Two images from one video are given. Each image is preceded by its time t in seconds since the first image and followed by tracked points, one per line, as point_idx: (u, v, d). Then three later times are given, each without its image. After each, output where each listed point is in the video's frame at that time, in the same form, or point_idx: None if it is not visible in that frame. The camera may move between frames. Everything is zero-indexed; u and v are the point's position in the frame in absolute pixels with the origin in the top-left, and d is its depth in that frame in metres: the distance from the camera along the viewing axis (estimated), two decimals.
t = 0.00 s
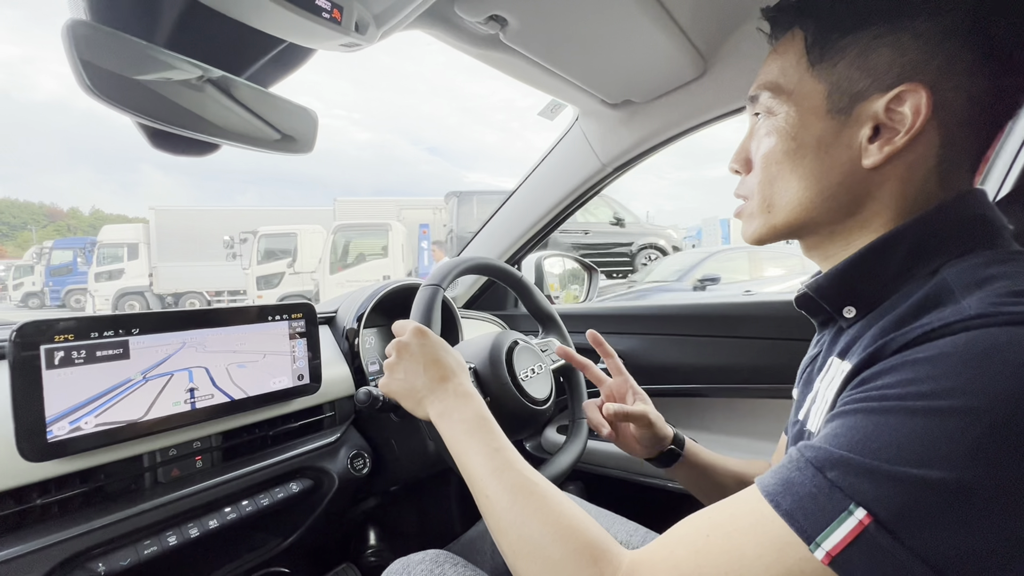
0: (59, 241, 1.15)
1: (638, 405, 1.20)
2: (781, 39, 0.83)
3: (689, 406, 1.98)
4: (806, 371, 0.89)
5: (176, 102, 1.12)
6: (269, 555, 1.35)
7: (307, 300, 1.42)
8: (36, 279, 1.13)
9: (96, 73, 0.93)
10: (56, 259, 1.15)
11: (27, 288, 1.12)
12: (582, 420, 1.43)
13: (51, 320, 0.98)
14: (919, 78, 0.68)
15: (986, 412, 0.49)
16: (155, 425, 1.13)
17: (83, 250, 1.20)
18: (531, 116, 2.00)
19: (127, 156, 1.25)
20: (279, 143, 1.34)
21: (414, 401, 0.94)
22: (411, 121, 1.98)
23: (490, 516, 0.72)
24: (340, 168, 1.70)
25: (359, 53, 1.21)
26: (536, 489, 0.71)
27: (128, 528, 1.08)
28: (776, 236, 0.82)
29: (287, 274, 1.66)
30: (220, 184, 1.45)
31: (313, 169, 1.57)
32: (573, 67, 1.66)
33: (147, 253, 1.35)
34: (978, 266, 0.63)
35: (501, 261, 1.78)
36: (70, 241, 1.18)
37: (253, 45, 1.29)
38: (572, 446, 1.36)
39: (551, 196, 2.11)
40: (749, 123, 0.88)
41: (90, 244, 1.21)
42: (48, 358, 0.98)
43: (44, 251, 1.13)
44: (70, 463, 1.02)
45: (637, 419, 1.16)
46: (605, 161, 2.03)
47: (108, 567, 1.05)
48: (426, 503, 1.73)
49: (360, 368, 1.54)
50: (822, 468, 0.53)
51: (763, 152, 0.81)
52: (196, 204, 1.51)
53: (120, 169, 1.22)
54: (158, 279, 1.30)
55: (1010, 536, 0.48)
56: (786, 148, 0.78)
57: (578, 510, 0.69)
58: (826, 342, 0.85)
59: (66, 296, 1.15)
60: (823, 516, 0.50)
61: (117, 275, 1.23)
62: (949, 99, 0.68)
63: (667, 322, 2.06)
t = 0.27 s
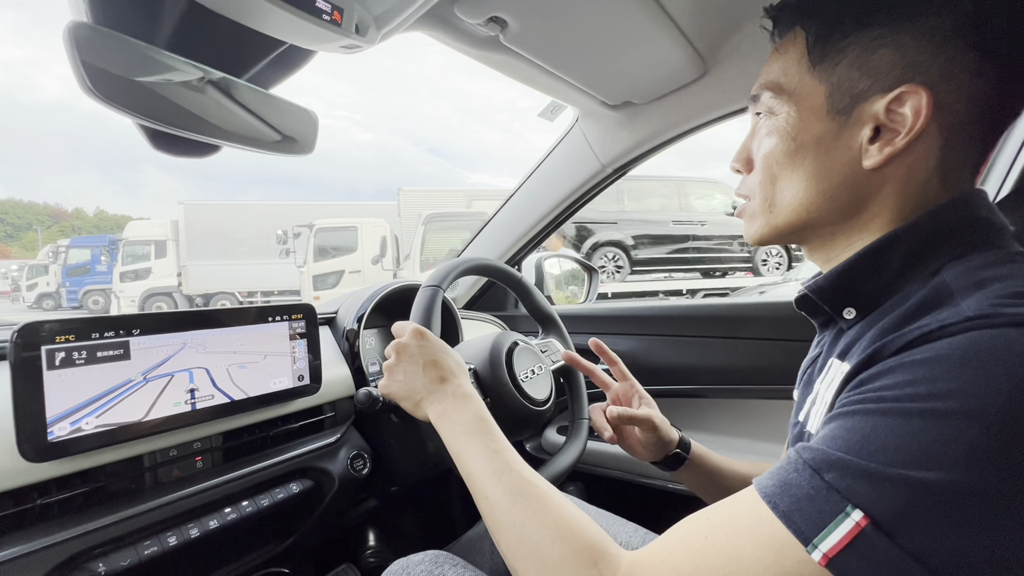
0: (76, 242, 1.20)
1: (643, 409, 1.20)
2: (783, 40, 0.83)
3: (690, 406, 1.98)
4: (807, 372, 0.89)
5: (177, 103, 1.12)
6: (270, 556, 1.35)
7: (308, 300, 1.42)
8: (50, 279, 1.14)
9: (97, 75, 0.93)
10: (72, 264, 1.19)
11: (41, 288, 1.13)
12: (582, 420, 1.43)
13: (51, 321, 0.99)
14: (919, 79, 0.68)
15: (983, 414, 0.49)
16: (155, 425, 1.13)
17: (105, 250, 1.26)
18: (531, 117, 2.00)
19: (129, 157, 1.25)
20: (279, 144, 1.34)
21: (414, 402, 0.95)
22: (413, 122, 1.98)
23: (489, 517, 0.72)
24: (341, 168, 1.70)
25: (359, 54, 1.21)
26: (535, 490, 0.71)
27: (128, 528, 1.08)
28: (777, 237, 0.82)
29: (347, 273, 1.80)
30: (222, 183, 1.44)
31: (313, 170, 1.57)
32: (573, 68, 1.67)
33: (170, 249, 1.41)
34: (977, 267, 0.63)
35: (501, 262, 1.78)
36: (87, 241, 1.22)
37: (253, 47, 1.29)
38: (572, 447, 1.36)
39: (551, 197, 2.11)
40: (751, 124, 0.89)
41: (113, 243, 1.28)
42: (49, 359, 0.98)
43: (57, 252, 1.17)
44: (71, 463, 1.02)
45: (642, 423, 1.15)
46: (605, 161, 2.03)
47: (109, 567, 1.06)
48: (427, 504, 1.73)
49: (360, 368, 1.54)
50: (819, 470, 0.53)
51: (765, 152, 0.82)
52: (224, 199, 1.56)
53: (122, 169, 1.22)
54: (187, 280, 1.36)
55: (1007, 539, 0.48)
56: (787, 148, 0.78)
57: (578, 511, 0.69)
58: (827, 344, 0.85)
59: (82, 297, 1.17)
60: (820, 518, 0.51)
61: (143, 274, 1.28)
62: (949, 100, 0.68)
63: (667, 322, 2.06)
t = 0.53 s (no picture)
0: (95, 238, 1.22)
1: (650, 406, 1.21)
2: (782, 44, 0.84)
3: (690, 406, 1.98)
4: (807, 374, 0.90)
5: (179, 105, 1.13)
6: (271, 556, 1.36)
7: (309, 301, 1.43)
8: (67, 279, 1.13)
9: (100, 77, 0.94)
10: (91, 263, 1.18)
11: (57, 288, 1.11)
12: (582, 420, 1.44)
13: (55, 322, 0.99)
14: (918, 82, 0.68)
15: (979, 414, 0.49)
16: (157, 426, 1.13)
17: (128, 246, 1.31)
18: (531, 118, 2.01)
19: (133, 158, 1.27)
20: (281, 146, 1.35)
21: (415, 403, 0.95)
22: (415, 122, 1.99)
23: (490, 517, 0.72)
24: (343, 169, 1.71)
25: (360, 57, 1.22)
26: (535, 489, 0.72)
27: (131, 527, 1.09)
28: (778, 240, 0.83)
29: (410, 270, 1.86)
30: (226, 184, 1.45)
31: (315, 170, 1.58)
32: (573, 70, 1.67)
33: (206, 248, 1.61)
34: (975, 269, 0.64)
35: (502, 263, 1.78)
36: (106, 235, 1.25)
37: (256, 50, 1.30)
38: (572, 447, 1.36)
39: (551, 198, 2.11)
40: (751, 128, 0.90)
41: (134, 241, 1.34)
42: (52, 360, 0.99)
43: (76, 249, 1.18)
44: (73, 464, 1.03)
45: (647, 419, 1.16)
46: (605, 163, 2.04)
47: (112, 566, 1.06)
48: (427, 505, 1.73)
49: (361, 369, 1.54)
50: (817, 469, 0.54)
51: (765, 156, 0.83)
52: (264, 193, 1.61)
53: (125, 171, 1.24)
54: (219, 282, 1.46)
55: (1003, 539, 0.48)
56: (787, 152, 0.79)
57: (578, 511, 0.70)
58: (826, 345, 0.85)
59: (103, 297, 1.17)
60: (818, 516, 0.51)
61: (172, 273, 1.41)
62: (947, 103, 0.68)
63: (668, 323, 2.07)
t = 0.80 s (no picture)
0: (115, 233, 1.25)
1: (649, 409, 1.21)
2: (779, 49, 0.85)
3: (689, 406, 1.99)
4: (805, 374, 0.90)
5: (182, 107, 1.14)
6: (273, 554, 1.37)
7: (310, 302, 1.44)
8: (83, 278, 1.15)
9: (104, 81, 0.95)
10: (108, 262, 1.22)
11: (75, 288, 1.13)
12: (582, 420, 1.44)
13: (59, 322, 1.00)
14: (914, 86, 0.69)
15: (970, 409, 0.50)
16: (159, 425, 1.14)
17: (152, 242, 1.33)
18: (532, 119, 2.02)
19: (135, 159, 1.28)
20: (282, 147, 1.36)
21: (415, 402, 0.96)
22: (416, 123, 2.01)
23: (489, 512, 0.73)
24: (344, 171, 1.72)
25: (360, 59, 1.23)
26: (534, 485, 0.73)
27: (134, 525, 1.10)
28: (779, 242, 0.84)
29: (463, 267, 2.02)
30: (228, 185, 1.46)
31: (315, 171, 1.59)
32: (572, 72, 1.68)
33: (245, 243, 1.81)
34: (967, 269, 0.65)
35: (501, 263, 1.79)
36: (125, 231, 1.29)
37: (257, 52, 1.31)
38: (571, 447, 1.37)
39: (551, 198, 2.12)
40: (750, 132, 0.90)
41: (159, 237, 1.35)
42: (57, 360, 1.00)
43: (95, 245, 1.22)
44: (77, 462, 1.04)
45: (647, 422, 1.16)
46: (604, 164, 2.05)
47: (115, 564, 1.07)
48: (428, 503, 1.74)
49: (362, 368, 1.56)
50: (811, 464, 0.54)
51: (766, 159, 0.83)
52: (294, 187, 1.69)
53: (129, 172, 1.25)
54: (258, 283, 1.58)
55: (992, 531, 0.49)
56: (787, 155, 0.80)
57: (576, 507, 0.71)
58: (823, 345, 0.86)
59: (126, 297, 1.21)
60: (812, 509, 0.52)
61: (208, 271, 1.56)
62: (943, 106, 0.69)
63: (667, 323, 2.08)
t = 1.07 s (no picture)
0: (139, 229, 1.32)
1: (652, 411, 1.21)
2: (772, 55, 0.85)
3: (691, 406, 1.99)
4: (807, 372, 0.90)
5: (185, 105, 1.14)
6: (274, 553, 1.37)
7: (312, 300, 1.44)
8: (102, 277, 1.20)
9: (106, 79, 0.95)
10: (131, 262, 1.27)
11: (94, 288, 1.18)
12: (583, 419, 1.44)
13: (63, 320, 1.00)
14: (912, 86, 0.69)
15: (971, 400, 0.50)
16: (162, 423, 1.14)
17: (179, 238, 1.38)
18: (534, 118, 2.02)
19: (138, 159, 1.29)
20: (284, 145, 1.36)
21: (416, 399, 0.96)
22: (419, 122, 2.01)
23: (491, 508, 0.73)
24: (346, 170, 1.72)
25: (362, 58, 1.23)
26: (535, 480, 0.73)
27: (137, 522, 1.10)
28: (784, 244, 0.83)
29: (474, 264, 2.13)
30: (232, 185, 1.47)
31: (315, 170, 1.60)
32: (574, 71, 1.68)
33: (291, 237, 1.79)
34: (970, 265, 0.65)
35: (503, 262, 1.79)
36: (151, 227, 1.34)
37: (260, 51, 1.31)
38: (573, 445, 1.37)
39: (552, 197, 2.12)
40: (746, 138, 0.90)
41: (185, 233, 1.41)
42: (61, 357, 1.00)
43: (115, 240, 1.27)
44: (80, 460, 1.04)
45: (649, 424, 1.16)
46: (606, 163, 2.05)
47: (118, 561, 1.07)
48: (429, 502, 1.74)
49: (364, 367, 1.56)
50: (813, 457, 0.54)
51: (764, 165, 0.83)
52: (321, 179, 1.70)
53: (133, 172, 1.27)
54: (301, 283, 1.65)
55: (996, 521, 0.49)
56: (787, 160, 0.79)
57: (578, 503, 0.71)
58: (826, 343, 0.85)
59: (151, 297, 1.24)
60: (815, 502, 0.52)
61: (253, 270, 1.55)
62: (942, 104, 0.69)
63: (668, 322, 2.08)
